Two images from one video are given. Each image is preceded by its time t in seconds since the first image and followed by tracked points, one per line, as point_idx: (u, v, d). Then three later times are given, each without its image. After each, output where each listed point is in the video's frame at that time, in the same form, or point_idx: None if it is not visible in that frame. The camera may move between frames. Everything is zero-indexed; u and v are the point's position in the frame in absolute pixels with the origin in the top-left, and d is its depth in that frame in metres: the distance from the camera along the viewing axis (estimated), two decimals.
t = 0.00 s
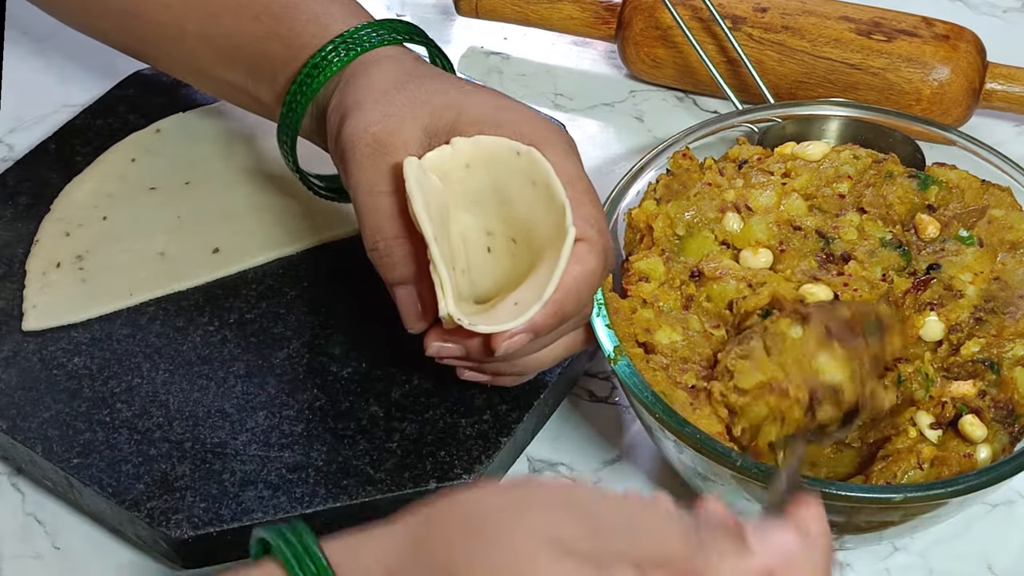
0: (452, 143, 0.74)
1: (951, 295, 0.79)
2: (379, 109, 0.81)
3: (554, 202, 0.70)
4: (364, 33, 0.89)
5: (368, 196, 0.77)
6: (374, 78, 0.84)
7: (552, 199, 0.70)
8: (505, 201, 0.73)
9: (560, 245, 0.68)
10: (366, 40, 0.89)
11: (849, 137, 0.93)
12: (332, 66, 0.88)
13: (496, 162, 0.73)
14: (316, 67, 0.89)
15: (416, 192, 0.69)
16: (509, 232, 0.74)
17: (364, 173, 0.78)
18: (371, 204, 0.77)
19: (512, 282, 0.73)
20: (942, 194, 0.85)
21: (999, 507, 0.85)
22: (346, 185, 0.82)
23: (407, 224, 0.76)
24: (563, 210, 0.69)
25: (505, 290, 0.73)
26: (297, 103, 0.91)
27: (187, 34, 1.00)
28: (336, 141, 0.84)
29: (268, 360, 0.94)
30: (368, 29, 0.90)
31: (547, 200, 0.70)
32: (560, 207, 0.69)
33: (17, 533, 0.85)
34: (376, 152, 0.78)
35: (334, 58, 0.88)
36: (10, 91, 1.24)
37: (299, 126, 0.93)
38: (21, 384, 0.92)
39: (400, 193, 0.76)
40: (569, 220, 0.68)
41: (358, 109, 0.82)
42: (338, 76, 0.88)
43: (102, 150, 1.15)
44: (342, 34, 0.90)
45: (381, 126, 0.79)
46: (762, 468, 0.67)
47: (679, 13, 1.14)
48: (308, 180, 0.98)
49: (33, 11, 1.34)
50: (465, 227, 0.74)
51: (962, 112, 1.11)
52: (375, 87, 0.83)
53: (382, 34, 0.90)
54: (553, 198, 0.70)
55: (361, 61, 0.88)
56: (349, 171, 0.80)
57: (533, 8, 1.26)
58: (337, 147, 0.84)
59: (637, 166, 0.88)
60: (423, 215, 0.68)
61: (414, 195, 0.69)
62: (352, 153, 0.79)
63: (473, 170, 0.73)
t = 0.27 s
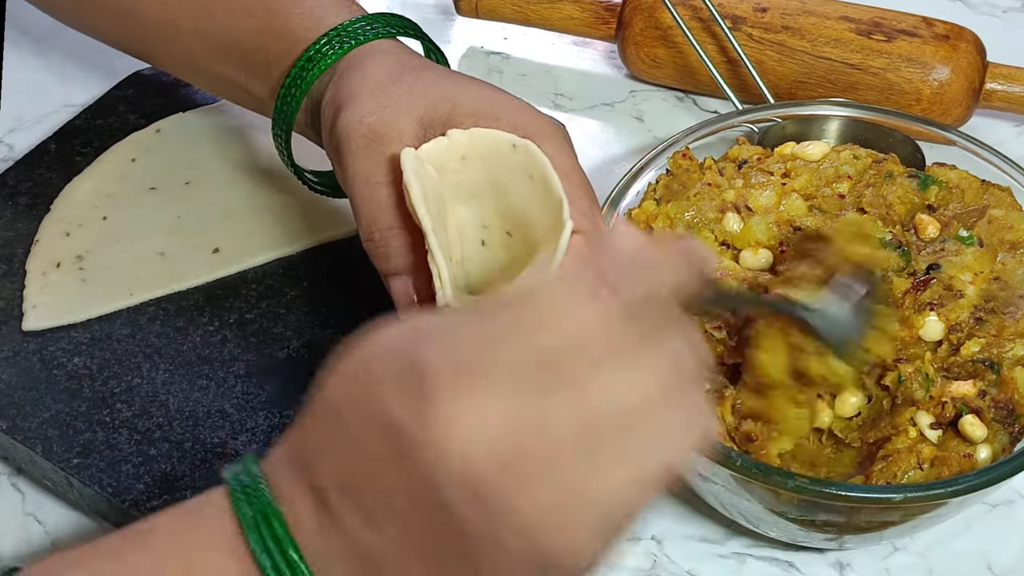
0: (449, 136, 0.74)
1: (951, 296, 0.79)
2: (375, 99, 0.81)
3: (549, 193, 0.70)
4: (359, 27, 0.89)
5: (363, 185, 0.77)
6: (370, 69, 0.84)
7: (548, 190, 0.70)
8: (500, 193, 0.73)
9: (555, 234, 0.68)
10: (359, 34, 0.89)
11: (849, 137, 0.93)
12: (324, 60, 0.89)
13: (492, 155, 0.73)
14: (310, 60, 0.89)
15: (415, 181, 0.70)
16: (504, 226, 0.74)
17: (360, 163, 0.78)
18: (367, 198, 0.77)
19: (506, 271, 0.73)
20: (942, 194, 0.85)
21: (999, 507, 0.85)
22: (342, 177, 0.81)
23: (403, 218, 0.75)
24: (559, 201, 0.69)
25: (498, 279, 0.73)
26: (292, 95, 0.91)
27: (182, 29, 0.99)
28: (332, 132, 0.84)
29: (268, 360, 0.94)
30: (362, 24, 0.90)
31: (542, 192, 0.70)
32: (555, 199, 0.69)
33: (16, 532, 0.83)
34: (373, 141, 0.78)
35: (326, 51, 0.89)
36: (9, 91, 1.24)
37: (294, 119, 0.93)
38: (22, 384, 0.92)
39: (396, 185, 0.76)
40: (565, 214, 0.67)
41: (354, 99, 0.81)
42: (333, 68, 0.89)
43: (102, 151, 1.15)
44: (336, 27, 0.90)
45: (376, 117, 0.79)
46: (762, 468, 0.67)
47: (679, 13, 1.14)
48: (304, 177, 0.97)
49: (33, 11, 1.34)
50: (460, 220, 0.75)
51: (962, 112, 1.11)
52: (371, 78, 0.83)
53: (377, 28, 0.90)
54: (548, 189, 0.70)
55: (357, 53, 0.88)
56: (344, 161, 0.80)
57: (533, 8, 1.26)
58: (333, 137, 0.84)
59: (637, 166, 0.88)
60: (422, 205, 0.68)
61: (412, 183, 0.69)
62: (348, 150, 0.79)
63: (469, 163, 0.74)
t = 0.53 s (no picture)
0: (445, 133, 0.74)
1: (951, 296, 0.79)
2: (372, 97, 0.81)
3: (547, 189, 0.70)
4: (355, 23, 0.90)
5: (360, 181, 0.76)
6: (366, 68, 0.84)
7: (546, 185, 0.70)
8: (497, 189, 0.72)
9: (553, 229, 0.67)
10: (355, 31, 0.89)
11: (849, 137, 0.93)
12: (320, 57, 0.88)
13: (488, 151, 0.73)
14: (307, 56, 0.89)
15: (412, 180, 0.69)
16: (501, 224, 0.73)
17: (357, 160, 0.77)
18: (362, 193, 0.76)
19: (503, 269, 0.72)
20: (942, 194, 0.85)
21: (999, 507, 0.85)
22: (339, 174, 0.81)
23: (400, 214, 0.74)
24: (557, 196, 0.69)
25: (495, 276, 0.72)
26: (288, 92, 0.90)
27: (180, 27, 0.99)
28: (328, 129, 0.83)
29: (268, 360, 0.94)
30: (358, 20, 0.90)
31: (540, 187, 0.70)
32: (553, 195, 0.69)
33: (17, 533, 0.84)
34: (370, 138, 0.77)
35: (322, 48, 0.89)
36: (9, 91, 1.24)
37: (289, 115, 0.93)
38: (22, 384, 0.92)
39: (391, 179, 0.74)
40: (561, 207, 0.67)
41: (350, 98, 0.82)
42: (329, 65, 0.89)
43: (102, 151, 1.15)
44: (332, 23, 0.90)
45: (371, 114, 0.79)
46: (761, 468, 0.67)
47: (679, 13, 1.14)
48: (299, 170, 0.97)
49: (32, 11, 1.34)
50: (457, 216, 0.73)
51: (962, 112, 1.11)
52: (366, 76, 0.83)
53: (372, 24, 0.90)
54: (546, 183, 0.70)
55: (354, 50, 0.88)
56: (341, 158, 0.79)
57: (533, 8, 1.26)
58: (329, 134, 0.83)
59: (637, 167, 0.88)
60: (417, 200, 0.68)
61: (408, 180, 0.69)
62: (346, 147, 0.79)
63: (464, 159, 0.73)
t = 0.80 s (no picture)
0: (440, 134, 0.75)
1: (951, 295, 0.79)
2: (367, 99, 0.80)
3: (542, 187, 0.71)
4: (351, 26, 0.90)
5: (357, 185, 0.76)
6: (362, 70, 0.84)
7: (541, 183, 0.71)
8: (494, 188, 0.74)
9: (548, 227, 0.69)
10: (352, 34, 0.89)
11: (849, 137, 0.93)
12: (317, 60, 0.89)
13: (483, 152, 0.74)
14: (304, 59, 0.89)
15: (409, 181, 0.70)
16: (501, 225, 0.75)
17: (352, 164, 0.77)
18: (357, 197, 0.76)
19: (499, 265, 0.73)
20: (942, 194, 0.85)
21: (999, 507, 0.85)
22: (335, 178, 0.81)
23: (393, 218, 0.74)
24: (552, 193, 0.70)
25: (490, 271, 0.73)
26: (285, 97, 0.91)
27: (176, 27, 0.99)
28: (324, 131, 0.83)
29: (267, 360, 0.94)
30: (354, 23, 0.90)
31: (535, 184, 0.72)
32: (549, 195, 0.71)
33: (17, 533, 0.84)
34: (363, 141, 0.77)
35: (318, 50, 0.89)
36: (10, 91, 1.24)
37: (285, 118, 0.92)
38: (22, 384, 0.92)
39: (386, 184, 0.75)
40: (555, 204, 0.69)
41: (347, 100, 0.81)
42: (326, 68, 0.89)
43: (102, 151, 1.14)
44: (328, 26, 0.91)
45: (367, 117, 0.78)
46: (761, 467, 0.67)
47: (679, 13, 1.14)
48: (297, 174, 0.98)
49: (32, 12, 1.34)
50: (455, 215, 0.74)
51: (962, 112, 1.10)
52: (363, 78, 0.83)
53: (367, 27, 0.90)
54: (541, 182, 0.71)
55: (349, 53, 0.88)
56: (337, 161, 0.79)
57: (533, 8, 1.26)
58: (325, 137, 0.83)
59: (637, 166, 0.87)
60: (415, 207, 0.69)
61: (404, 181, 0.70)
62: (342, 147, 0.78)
63: (461, 160, 0.74)
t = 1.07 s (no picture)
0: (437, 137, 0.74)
1: (951, 295, 0.79)
2: (366, 101, 0.81)
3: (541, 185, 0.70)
4: (349, 25, 0.90)
5: (357, 189, 0.77)
6: (361, 71, 0.84)
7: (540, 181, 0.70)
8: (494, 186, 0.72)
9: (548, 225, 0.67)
10: (353, 33, 0.89)
11: (849, 137, 0.93)
12: (317, 61, 0.88)
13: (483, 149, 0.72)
14: (304, 58, 0.89)
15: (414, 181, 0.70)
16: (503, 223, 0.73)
17: (353, 167, 0.78)
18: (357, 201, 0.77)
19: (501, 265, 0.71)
20: (942, 194, 0.85)
21: (999, 507, 0.85)
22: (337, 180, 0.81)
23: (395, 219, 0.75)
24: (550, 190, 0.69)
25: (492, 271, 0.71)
26: (285, 97, 0.90)
27: (176, 26, 0.99)
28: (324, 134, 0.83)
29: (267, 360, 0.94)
30: (353, 22, 0.90)
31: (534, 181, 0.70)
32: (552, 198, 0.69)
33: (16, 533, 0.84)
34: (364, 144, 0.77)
35: (318, 50, 0.88)
36: (10, 91, 1.24)
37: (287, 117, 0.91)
38: (22, 384, 0.92)
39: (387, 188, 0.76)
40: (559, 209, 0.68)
41: (345, 103, 0.82)
42: (326, 68, 0.89)
43: (102, 151, 1.14)
44: (328, 25, 0.90)
45: (367, 118, 0.79)
46: (760, 467, 0.67)
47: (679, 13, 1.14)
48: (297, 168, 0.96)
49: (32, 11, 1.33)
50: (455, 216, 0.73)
51: (962, 112, 1.10)
52: (362, 79, 0.83)
53: (368, 25, 0.90)
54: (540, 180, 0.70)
55: (348, 54, 0.88)
56: (338, 165, 0.80)
57: (533, 8, 1.26)
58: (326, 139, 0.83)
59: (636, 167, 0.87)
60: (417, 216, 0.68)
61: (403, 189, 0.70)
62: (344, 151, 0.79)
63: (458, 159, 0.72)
